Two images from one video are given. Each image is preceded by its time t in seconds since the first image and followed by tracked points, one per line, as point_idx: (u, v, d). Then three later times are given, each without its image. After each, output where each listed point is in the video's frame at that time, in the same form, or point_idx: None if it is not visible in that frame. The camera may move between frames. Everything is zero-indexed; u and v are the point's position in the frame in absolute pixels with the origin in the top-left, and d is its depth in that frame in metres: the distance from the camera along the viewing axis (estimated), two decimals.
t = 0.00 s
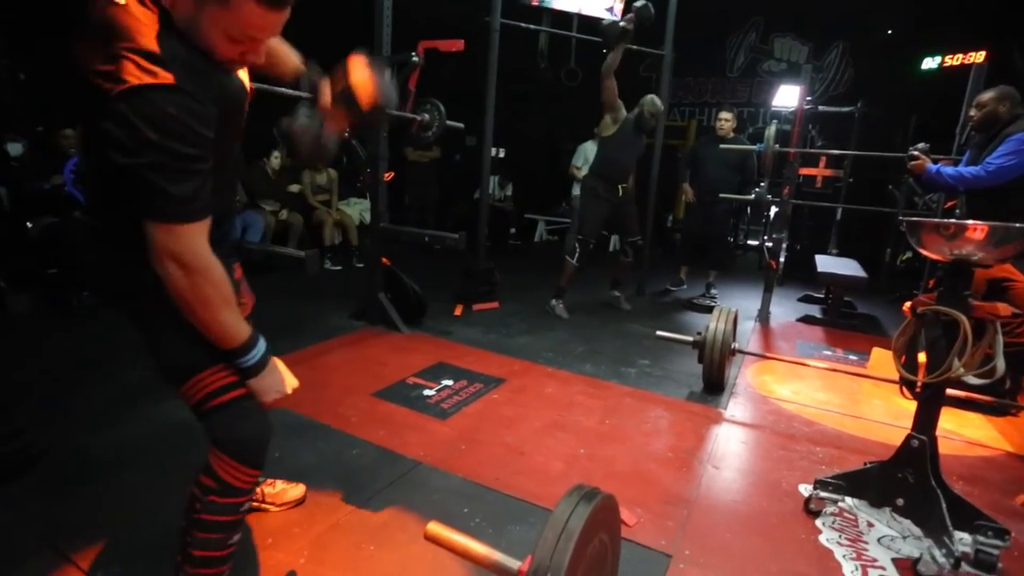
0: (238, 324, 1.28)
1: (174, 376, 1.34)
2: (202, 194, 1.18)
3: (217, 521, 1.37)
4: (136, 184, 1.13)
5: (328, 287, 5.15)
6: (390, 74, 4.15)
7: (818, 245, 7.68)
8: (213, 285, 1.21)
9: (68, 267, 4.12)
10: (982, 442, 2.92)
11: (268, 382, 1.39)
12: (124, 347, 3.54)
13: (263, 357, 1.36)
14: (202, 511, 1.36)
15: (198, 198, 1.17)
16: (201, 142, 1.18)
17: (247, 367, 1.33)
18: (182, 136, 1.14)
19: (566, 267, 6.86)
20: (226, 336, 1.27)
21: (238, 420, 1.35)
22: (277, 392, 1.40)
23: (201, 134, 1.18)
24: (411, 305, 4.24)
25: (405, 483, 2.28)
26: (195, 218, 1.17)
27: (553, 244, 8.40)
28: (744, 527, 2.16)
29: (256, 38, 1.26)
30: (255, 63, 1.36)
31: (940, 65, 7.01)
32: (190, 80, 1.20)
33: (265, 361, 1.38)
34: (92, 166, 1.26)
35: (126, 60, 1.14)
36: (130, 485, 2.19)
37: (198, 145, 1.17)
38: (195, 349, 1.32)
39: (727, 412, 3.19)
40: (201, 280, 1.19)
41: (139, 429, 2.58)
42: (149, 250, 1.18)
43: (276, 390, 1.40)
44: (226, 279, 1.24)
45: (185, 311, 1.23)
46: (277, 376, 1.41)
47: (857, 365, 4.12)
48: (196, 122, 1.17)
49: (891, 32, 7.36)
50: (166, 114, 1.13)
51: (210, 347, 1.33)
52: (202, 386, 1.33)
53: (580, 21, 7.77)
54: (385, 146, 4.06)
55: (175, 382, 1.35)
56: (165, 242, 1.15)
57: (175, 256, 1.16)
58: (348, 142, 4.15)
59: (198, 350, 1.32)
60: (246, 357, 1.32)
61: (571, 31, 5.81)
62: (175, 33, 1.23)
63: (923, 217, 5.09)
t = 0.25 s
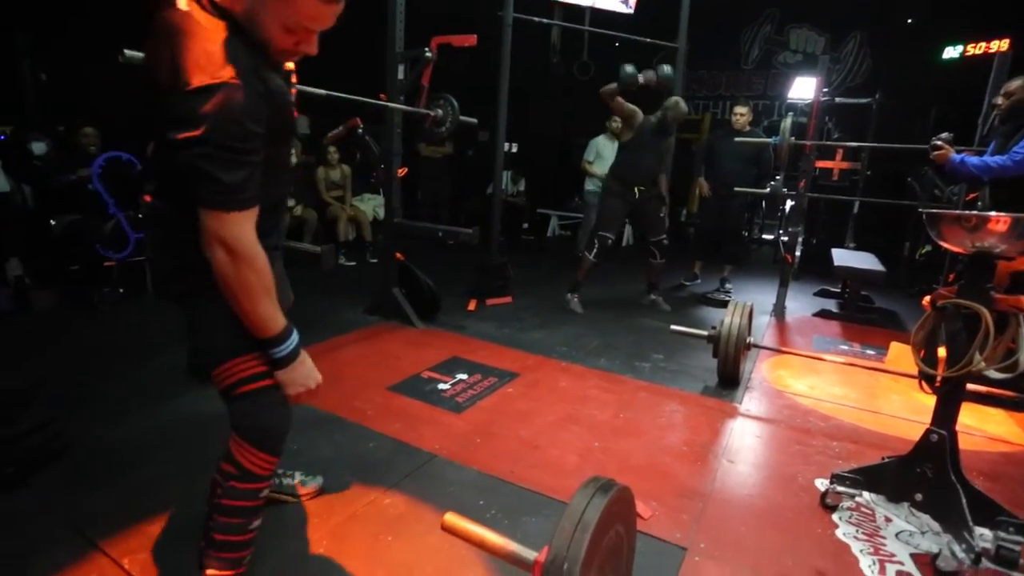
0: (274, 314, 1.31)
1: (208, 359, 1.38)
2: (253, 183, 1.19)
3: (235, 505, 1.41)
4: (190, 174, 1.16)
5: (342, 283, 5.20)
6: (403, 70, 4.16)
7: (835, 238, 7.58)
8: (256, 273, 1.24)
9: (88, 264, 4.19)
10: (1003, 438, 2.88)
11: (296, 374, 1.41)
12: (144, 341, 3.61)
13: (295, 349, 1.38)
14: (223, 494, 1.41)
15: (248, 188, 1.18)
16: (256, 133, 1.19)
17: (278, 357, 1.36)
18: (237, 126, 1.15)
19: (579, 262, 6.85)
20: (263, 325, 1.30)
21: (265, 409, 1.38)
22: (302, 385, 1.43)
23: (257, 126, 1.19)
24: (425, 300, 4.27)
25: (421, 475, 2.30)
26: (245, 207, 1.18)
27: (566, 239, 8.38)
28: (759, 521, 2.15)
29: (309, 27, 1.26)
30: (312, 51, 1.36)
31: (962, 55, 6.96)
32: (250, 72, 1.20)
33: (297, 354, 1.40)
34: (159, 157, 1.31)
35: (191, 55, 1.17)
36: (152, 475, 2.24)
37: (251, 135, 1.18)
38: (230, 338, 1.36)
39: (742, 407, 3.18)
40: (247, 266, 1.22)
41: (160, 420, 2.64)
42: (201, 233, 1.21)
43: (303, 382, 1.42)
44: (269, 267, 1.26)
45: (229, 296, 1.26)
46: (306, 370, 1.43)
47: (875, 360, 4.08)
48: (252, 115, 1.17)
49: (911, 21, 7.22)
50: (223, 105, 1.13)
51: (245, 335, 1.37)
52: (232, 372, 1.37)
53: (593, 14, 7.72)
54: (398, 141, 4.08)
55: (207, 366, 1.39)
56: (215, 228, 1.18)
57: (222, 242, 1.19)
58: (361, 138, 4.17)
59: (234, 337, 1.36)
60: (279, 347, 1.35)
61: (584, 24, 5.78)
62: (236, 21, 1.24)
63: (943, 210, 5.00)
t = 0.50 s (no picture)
0: (285, 296, 1.33)
1: (215, 346, 1.40)
2: (270, 166, 1.21)
3: (244, 490, 1.43)
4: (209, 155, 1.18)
5: (352, 276, 5.23)
6: (412, 63, 4.16)
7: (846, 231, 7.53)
8: (272, 252, 1.26)
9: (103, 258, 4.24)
10: (1016, 431, 2.86)
11: (301, 359, 1.43)
12: (159, 334, 3.66)
13: (300, 335, 1.40)
14: (231, 478, 1.43)
15: (265, 171, 1.20)
16: (272, 118, 1.21)
17: (284, 341, 1.37)
18: (254, 109, 1.17)
19: (587, 255, 6.84)
20: (274, 307, 1.32)
21: (269, 394, 1.40)
22: (307, 370, 1.44)
23: (275, 111, 1.21)
24: (434, 293, 4.29)
25: (432, 466, 2.33)
26: (264, 188, 1.21)
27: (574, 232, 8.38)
28: (769, 512, 2.16)
29: (332, 20, 1.26)
30: (337, 42, 1.36)
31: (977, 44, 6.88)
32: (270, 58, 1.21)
33: (304, 338, 1.42)
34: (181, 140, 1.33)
35: (214, 39, 1.18)
36: (170, 465, 2.28)
37: (268, 119, 1.19)
38: (238, 325, 1.37)
39: (751, 399, 3.18)
40: (263, 245, 1.25)
41: (176, 411, 2.68)
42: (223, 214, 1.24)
43: (308, 367, 1.44)
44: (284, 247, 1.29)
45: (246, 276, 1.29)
46: (309, 356, 1.44)
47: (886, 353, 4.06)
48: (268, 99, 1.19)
49: (925, 10, 7.11)
50: (241, 88, 1.15)
51: (254, 320, 1.39)
52: (237, 359, 1.38)
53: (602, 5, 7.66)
54: (408, 135, 4.09)
55: (215, 351, 1.41)
56: (236, 208, 1.21)
57: (242, 221, 1.22)
58: (371, 132, 4.18)
59: (242, 322, 1.38)
60: (286, 331, 1.36)
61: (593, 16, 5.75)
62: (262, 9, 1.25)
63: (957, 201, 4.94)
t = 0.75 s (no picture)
0: (286, 287, 1.34)
1: (224, 337, 1.42)
2: (262, 163, 1.22)
3: (260, 476, 1.46)
4: (201, 153, 1.20)
5: (361, 266, 5.25)
6: (419, 52, 4.15)
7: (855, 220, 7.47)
8: (265, 247, 1.27)
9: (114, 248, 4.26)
10: None
11: (310, 346, 1.45)
12: (171, 323, 3.70)
13: (306, 323, 1.42)
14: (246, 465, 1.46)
15: (256, 169, 1.21)
16: (264, 116, 1.21)
17: (290, 330, 1.39)
18: (246, 107, 1.18)
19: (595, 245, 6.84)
20: (276, 298, 1.34)
21: (281, 382, 1.42)
22: (316, 357, 1.45)
23: (266, 108, 1.22)
24: (443, 283, 4.31)
25: (443, 452, 2.36)
26: (255, 185, 1.22)
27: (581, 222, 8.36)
28: (778, 499, 2.18)
29: (329, 20, 1.26)
30: (337, 42, 1.37)
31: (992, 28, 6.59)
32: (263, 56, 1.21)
33: (309, 326, 1.44)
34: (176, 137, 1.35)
35: (208, 35, 1.18)
36: (187, 451, 2.32)
37: (259, 117, 1.21)
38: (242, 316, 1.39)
39: (759, 387, 3.19)
40: (256, 240, 1.26)
41: (191, 399, 2.72)
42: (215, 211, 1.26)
43: (318, 354, 1.46)
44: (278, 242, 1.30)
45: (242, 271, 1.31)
46: (318, 342, 1.45)
47: (895, 342, 4.05)
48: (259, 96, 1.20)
49: None
50: (231, 85, 1.16)
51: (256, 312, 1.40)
52: (247, 347, 1.41)
53: None
54: (415, 125, 4.08)
55: (225, 343, 1.43)
56: (227, 206, 1.22)
57: (233, 218, 1.23)
58: (378, 122, 4.19)
59: (246, 314, 1.40)
60: (291, 321, 1.38)
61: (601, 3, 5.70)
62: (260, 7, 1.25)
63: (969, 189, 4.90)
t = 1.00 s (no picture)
0: (268, 280, 1.34)
1: (218, 334, 1.43)
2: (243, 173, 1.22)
3: (274, 461, 1.45)
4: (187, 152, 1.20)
5: (373, 253, 5.28)
6: (431, 39, 4.13)
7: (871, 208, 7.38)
8: (237, 246, 1.27)
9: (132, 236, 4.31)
10: None
11: (306, 333, 1.46)
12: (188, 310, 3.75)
13: (297, 310, 1.42)
14: (257, 452, 1.45)
15: (236, 177, 1.21)
16: (260, 131, 1.21)
17: (281, 319, 1.40)
18: (246, 120, 1.18)
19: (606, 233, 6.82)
20: (258, 291, 1.34)
21: (281, 369, 1.42)
22: (315, 341, 1.48)
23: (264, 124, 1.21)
24: (455, 271, 4.33)
25: (457, 437, 2.38)
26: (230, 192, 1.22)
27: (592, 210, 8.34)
28: (791, 487, 2.18)
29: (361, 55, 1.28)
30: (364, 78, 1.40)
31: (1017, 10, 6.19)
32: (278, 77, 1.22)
33: (301, 313, 1.45)
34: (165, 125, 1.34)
35: (229, 45, 1.18)
36: (206, 435, 2.36)
37: (257, 132, 1.21)
38: (227, 308, 1.40)
39: (772, 375, 3.18)
40: (230, 240, 1.26)
41: (210, 384, 2.76)
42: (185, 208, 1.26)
43: (311, 341, 1.46)
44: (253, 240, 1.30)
45: (216, 266, 1.31)
46: (315, 327, 1.48)
47: (910, 331, 4.02)
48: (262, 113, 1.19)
49: None
50: (238, 99, 1.16)
51: (242, 306, 1.40)
52: (244, 340, 1.41)
53: None
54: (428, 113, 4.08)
55: (217, 335, 1.44)
56: (198, 205, 1.22)
57: (201, 218, 1.23)
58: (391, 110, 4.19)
59: (232, 310, 1.40)
60: (280, 311, 1.39)
61: None
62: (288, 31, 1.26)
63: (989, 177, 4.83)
